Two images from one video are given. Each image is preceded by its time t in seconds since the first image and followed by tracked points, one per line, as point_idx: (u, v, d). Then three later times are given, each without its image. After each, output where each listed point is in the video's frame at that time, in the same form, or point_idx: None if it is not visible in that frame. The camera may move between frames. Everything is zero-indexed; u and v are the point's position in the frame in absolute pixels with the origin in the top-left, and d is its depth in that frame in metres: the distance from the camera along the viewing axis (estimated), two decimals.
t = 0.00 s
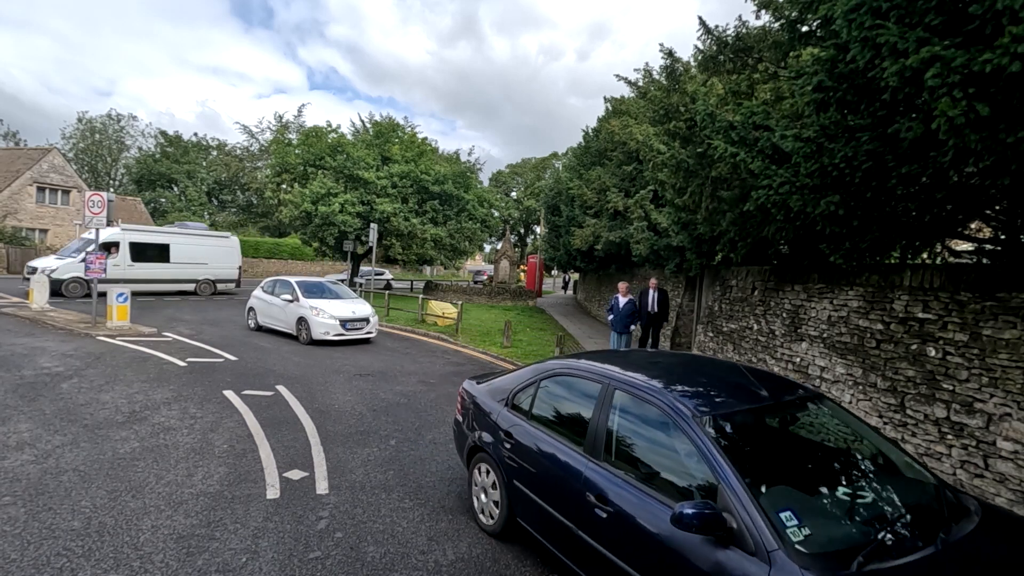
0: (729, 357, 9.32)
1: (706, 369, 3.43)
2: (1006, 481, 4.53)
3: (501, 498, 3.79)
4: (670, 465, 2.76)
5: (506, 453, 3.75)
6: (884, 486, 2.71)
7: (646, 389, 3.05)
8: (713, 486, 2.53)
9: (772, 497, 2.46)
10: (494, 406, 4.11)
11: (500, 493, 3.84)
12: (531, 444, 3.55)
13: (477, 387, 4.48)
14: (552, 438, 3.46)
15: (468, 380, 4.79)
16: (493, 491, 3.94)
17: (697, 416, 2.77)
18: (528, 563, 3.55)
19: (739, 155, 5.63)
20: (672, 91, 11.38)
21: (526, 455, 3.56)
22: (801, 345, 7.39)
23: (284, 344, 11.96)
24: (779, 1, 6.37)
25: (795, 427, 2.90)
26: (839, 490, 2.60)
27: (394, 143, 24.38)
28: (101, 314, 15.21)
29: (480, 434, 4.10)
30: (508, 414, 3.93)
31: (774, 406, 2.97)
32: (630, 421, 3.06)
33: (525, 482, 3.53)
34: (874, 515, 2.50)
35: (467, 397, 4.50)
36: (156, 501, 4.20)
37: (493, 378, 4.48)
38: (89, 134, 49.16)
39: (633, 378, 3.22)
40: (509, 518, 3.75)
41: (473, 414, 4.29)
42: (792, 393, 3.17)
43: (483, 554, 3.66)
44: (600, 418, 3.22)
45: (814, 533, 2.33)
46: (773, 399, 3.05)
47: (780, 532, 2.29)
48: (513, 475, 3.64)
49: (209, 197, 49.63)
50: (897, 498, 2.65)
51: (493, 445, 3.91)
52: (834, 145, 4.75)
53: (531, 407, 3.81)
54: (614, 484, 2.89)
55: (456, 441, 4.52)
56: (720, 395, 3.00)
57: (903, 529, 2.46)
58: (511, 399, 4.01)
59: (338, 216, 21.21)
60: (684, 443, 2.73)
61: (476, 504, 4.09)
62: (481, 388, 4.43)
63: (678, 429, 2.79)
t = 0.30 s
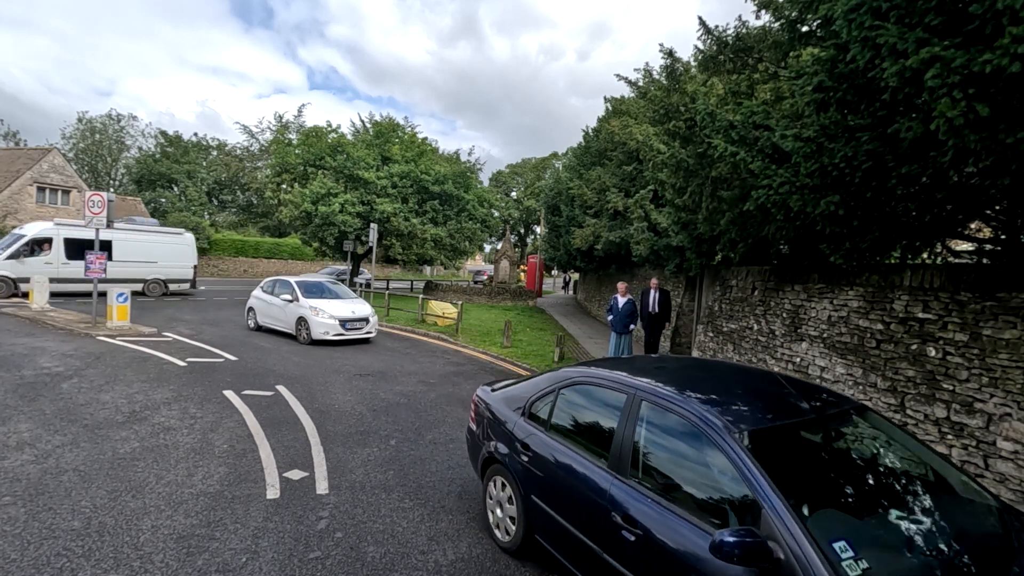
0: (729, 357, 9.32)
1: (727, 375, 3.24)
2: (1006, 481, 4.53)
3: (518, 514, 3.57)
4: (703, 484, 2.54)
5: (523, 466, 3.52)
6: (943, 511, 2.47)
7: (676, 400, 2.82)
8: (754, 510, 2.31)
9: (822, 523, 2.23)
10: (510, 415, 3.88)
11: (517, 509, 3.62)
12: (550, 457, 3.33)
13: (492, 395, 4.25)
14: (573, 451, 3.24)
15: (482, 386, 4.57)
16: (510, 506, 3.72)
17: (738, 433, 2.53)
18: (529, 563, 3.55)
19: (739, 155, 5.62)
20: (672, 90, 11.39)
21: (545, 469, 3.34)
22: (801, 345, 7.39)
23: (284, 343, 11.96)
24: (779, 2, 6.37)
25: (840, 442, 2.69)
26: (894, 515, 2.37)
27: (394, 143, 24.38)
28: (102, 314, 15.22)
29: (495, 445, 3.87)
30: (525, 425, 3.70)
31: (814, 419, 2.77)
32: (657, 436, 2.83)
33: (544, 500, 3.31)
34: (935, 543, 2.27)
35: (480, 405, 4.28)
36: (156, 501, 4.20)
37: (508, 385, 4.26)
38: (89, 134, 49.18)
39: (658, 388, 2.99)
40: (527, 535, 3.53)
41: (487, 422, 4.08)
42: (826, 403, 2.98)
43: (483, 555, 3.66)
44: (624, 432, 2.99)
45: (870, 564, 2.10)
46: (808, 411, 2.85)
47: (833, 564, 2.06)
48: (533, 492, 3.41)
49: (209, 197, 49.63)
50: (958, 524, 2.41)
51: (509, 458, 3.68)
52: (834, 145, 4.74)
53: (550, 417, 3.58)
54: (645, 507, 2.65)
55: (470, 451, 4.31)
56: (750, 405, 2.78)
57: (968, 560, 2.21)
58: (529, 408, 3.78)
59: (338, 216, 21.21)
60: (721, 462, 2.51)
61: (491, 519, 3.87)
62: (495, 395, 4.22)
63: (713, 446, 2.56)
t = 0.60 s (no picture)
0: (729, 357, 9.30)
1: (749, 385, 3.05)
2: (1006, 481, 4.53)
3: (536, 534, 3.34)
4: (741, 503, 2.33)
5: (543, 481, 3.29)
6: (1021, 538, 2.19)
7: (705, 413, 2.63)
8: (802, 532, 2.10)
9: (885, 555, 1.98)
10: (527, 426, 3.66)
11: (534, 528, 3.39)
12: (571, 474, 3.10)
13: (508, 404, 4.03)
14: (595, 467, 3.02)
15: (497, 395, 4.36)
16: (527, 524, 3.48)
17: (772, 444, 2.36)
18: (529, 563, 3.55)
19: (739, 155, 5.62)
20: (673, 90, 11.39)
21: (565, 484, 3.11)
22: (801, 345, 7.39)
23: (284, 344, 11.96)
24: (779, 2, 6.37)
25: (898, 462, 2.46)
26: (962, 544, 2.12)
27: (394, 143, 24.39)
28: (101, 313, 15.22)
29: (512, 457, 3.65)
30: (543, 437, 3.48)
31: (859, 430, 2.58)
32: (686, 451, 2.63)
33: (564, 519, 3.08)
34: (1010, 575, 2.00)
35: (496, 414, 4.07)
36: (156, 501, 4.20)
37: (526, 394, 4.03)
38: (89, 134, 49.19)
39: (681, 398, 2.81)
40: (545, 557, 3.29)
41: (503, 433, 3.86)
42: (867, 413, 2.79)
43: (483, 554, 3.66)
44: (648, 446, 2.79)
45: None
46: (849, 421, 2.66)
47: None
48: (552, 511, 3.19)
49: (209, 197, 49.64)
50: None
51: (527, 473, 3.45)
52: (834, 145, 4.75)
53: (571, 428, 3.34)
54: (669, 527, 2.46)
55: (485, 464, 4.09)
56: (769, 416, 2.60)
57: None
58: (547, 419, 3.55)
59: (338, 216, 21.21)
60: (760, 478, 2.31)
61: (508, 539, 3.63)
62: (511, 405, 3.99)
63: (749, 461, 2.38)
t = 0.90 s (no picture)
0: (729, 357, 9.29)
1: (759, 390, 2.87)
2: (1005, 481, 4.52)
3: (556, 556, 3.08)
4: (775, 521, 2.14)
5: (565, 500, 3.02)
6: None
7: (735, 423, 2.43)
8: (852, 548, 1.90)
9: None
10: (547, 439, 3.39)
11: (554, 549, 3.13)
12: (596, 493, 2.83)
13: (526, 414, 3.75)
14: (622, 486, 2.75)
15: (514, 402, 4.09)
16: (547, 544, 3.21)
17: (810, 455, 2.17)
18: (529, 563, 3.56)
19: (739, 155, 5.62)
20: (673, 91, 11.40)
21: (589, 505, 2.84)
22: (801, 346, 7.39)
23: (284, 344, 11.96)
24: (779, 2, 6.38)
25: (962, 485, 2.20)
26: None
27: (394, 143, 24.42)
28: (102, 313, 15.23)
29: (531, 472, 3.38)
30: (564, 451, 3.21)
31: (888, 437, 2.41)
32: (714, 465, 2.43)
33: (588, 543, 2.82)
34: None
35: (512, 425, 3.80)
36: (156, 501, 4.20)
37: (545, 402, 3.75)
38: (90, 134, 49.21)
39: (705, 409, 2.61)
40: None
41: (521, 445, 3.59)
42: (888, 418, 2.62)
43: (483, 555, 3.66)
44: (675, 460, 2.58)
45: None
46: (878, 428, 2.48)
47: None
48: (575, 532, 2.92)
49: (209, 197, 49.66)
50: None
51: (548, 489, 3.18)
52: (834, 145, 4.75)
53: (595, 442, 3.07)
54: (698, 549, 2.26)
55: (501, 477, 3.83)
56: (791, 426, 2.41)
57: None
58: (569, 431, 3.28)
59: (338, 216, 21.22)
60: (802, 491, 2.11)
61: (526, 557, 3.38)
62: (529, 415, 3.71)
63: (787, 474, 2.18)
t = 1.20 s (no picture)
0: (728, 357, 9.28)
1: (767, 402, 2.70)
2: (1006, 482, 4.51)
3: None
4: (806, 540, 1.97)
5: (591, 520, 2.81)
6: None
7: (757, 434, 2.29)
8: (901, 564, 1.70)
9: None
10: (570, 451, 3.18)
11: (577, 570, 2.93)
12: (624, 514, 2.62)
13: (548, 423, 3.54)
14: (652, 507, 2.54)
15: (536, 410, 3.89)
16: (569, 564, 3.01)
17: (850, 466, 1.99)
18: (530, 563, 3.56)
19: (739, 155, 5.61)
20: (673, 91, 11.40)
21: (616, 525, 2.64)
22: (801, 346, 7.39)
23: (284, 344, 11.96)
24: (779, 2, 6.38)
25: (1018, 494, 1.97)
26: None
27: (394, 143, 24.44)
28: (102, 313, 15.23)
29: (553, 487, 3.18)
30: (589, 466, 3.00)
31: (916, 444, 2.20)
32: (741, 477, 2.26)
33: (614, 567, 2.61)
34: None
35: (533, 435, 3.59)
36: (156, 501, 4.20)
37: (568, 412, 3.54)
38: (90, 134, 49.24)
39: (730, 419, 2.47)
40: None
41: (542, 458, 3.39)
42: (911, 425, 2.41)
43: (483, 555, 3.66)
44: (702, 473, 2.42)
45: None
46: (901, 436, 2.27)
47: None
48: (600, 554, 2.71)
49: (209, 197, 49.68)
50: None
51: (572, 506, 2.98)
52: (834, 145, 4.75)
53: (622, 457, 2.86)
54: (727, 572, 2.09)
55: (521, 489, 3.64)
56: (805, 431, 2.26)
57: None
58: (594, 445, 3.06)
59: (338, 216, 21.21)
60: (841, 504, 1.92)
61: None
62: (551, 424, 3.50)
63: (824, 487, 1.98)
